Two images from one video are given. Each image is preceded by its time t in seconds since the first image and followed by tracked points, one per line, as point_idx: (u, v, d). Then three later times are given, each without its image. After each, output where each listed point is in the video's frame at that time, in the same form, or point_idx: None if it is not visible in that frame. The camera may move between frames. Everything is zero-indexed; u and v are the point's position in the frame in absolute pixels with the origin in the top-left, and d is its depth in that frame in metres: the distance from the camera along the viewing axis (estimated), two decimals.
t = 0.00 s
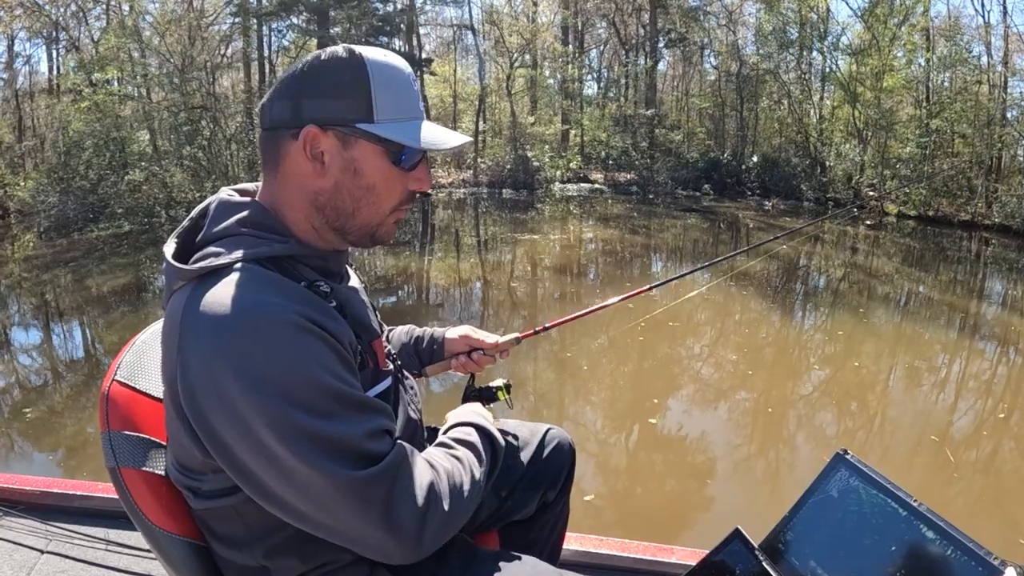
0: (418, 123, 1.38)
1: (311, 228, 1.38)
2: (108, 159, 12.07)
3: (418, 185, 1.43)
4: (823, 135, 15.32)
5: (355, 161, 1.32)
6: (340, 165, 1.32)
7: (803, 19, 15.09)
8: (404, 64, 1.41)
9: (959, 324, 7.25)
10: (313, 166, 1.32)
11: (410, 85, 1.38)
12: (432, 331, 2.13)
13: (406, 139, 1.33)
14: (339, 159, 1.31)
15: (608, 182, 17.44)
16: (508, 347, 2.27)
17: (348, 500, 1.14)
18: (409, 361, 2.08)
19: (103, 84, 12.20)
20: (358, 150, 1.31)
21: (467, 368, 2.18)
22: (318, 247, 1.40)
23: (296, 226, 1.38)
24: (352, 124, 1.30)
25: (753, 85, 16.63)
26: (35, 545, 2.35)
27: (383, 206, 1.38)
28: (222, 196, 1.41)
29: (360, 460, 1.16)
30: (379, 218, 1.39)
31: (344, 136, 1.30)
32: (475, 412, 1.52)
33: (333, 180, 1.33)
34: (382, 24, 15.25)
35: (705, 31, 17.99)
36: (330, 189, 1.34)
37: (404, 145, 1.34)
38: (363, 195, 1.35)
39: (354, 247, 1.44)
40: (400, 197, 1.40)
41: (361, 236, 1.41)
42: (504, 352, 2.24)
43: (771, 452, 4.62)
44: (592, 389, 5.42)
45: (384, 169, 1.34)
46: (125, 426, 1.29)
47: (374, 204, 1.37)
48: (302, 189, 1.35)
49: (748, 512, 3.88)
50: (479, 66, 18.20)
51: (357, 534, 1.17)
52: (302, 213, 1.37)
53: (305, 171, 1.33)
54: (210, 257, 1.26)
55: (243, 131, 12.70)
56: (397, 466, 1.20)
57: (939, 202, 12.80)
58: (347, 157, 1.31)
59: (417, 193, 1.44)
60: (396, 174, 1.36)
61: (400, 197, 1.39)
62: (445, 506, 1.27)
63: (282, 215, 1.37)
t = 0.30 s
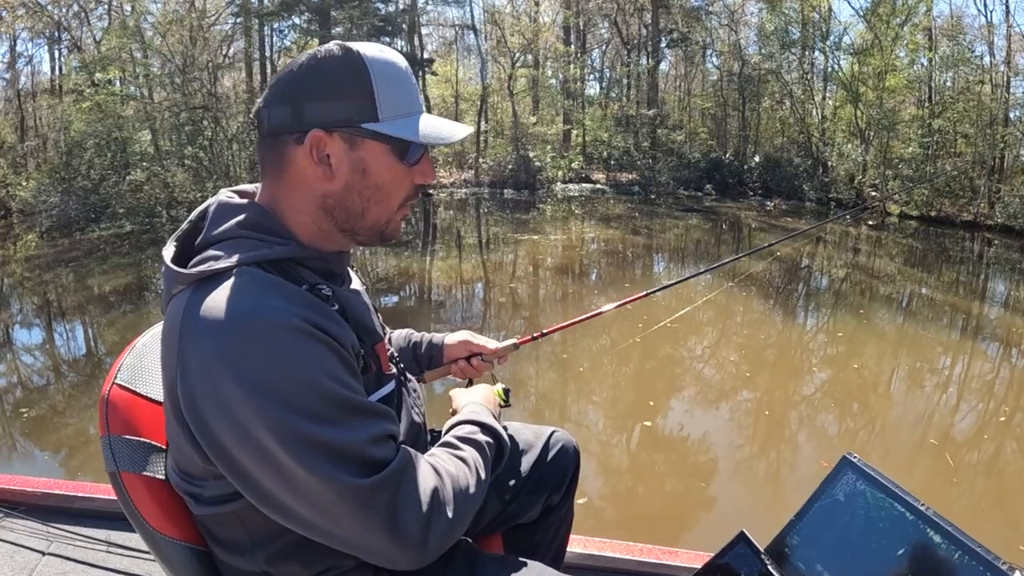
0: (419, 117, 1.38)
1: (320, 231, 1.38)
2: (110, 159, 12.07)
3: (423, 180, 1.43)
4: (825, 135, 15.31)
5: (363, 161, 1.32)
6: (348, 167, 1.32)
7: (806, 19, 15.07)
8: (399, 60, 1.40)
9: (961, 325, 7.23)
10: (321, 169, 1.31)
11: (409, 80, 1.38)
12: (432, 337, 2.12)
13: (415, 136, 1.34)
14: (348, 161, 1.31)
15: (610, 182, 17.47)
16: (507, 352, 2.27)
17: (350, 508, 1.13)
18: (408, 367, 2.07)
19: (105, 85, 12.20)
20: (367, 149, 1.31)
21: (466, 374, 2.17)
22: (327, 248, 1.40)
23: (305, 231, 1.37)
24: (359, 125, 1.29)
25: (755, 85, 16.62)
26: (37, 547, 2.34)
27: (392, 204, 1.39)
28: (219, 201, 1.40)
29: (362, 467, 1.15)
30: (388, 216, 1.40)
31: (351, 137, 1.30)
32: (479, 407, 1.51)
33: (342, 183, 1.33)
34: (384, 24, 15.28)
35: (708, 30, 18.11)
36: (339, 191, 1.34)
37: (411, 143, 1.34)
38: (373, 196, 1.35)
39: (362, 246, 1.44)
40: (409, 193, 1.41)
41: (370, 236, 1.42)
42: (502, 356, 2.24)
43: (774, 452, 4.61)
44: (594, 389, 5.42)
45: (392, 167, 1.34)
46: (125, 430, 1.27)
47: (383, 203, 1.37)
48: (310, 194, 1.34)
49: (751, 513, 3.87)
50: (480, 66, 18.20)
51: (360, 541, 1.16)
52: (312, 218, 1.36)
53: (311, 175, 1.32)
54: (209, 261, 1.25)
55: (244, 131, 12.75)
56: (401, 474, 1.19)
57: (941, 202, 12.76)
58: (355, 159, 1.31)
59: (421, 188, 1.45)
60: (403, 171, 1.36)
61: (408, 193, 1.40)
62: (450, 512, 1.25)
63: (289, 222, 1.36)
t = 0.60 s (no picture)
0: (412, 121, 1.35)
1: (302, 226, 1.37)
2: (113, 159, 12.07)
3: (412, 190, 1.39)
4: (828, 135, 15.29)
5: (341, 157, 1.30)
6: (325, 160, 1.30)
7: (809, 19, 15.04)
8: (405, 64, 1.39)
9: (964, 327, 7.20)
10: (301, 160, 1.31)
11: (408, 85, 1.36)
12: (434, 340, 2.12)
13: (393, 137, 1.30)
14: (325, 154, 1.30)
15: (613, 182, 17.49)
16: (508, 349, 2.26)
17: (347, 518, 1.12)
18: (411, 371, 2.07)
19: (107, 85, 12.20)
20: (344, 144, 1.29)
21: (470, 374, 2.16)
22: (308, 247, 1.38)
23: (287, 225, 1.37)
24: (338, 118, 1.28)
25: (758, 85, 16.65)
26: (39, 548, 2.34)
27: (369, 207, 1.35)
28: (220, 199, 1.42)
29: (361, 475, 1.14)
30: (365, 220, 1.36)
31: (331, 131, 1.29)
32: (490, 411, 1.49)
33: (319, 176, 1.32)
34: (386, 24, 15.33)
35: (712, 31, 17.81)
36: (317, 185, 1.33)
37: (392, 145, 1.31)
38: (349, 194, 1.33)
39: (347, 251, 1.42)
40: (390, 200, 1.37)
41: (350, 239, 1.39)
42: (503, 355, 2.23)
43: (776, 453, 4.60)
44: (596, 389, 5.40)
45: (372, 168, 1.32)
46: (126, 434, 1.26)
47: (360, 204, 1.34)
48: (292, 186, 1.34)
49: (753, 514, 3.86)
50: (483, 66, 18.20)
51: (357, 551, 1.15)
52: (292, 211, 1.35)
53: (293, 167, 1.32)
54: (206, 264, 1.25)
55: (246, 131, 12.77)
56: (399, 483, 1.18)
57: (944, 203, 12.73)
58: (332, 152, 1.30)
59: (412, 197, 1.40)
60: (386, 175, 1.33)
61: (390, 199, 1.36)
62: (448, 523, 1.24)
63: (275, 216, 1.36)
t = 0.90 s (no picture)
0: (406, 113, 1.35)
1: (302, 224, 1.36)
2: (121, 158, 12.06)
3: (410, 183, 1.38)
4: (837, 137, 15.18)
5: (337, 151, 1.30)
6: (321, 155, 1.30)
7: (817, 20, 14.98)
8: (400, 57, 1.39)
9: (973, 330, 7.16)
10: (298, 157, 1.31)
11: (403, 78, 1.35)
12: (442, 340, 2.11)
13: (390, 128, 1.29)
14: (321, 149, 1.29)
15: (620, 182, 17.50)
16: (518, 343, 2.25)
17: (294, 548, 1.05)
18: (421, 371, 2.06)
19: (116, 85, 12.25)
20: (339, 138, 1.29)
21: (481, 371, 2.15)
22: (309, 246, 1.37)
23: (286, 224, 1.36)
24: (332, 112, 1.28)
25: (767, 86, 16.55)
26: (45, 547, 2.34)
27: (368, 203, 1.34)
28: (222, 200, 1.42)
29: (313, 510, 1.06)
30: (364, 216, 1.35)
31: (327, 125, 1.28)
32: (504, 479, 1.35)
33: (316, 171, 1.31)
34: (394, 24, 15.39)
35: (719, 30, 17.88)
36: (315, 181, 1.32)
37: (387, 136, 1.30)
38: (347, 190, 1.32)
39: (347, 248, 1.40)
40: (388, 195, 1.36)
41: (349, 235, 1.37)
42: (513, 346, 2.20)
43: (782, 455, 4.57)
44: (603, 390, 5.39)
45: (368, 161, 1.31)
46: (131, 436, 1.25)
47: (357, 198, 1.33)
48: (289, 184, 1.33)
49: (759, 517, 3.84)
50: (491, 66, 18.22)
51: None
52: (291, 208, 1.35)
53: (290, 164, 1.32)
54: (206, 263, 1.25)
55: (254, 130, 12.81)
56: (354, 524, 1.08)
57: (953, 204, 12.63)
58: (328, 147, 1.29)
59: (411, 191, 1.39)
60: (382, 168, 1.32)
61: (388, 193, 1.35)
62: None
63: (275, 216, 1.36)
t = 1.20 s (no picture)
0: (405, 104, 1.35)
1: (303, 223, 1.36)
2: (132, 156, 12.16)
3: (410, 175, 1.38)
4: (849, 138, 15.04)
5: (335, 147, 1.29)
6: (319, 152, 1.30)
7: (829, 20, 14.89)
8: (397, 50, 1.39)
9: (985, 334, 7.10)
10: (296, 154, 1.30)
11: (400, 70, 1.36)
12: (458, 344, 2.09)
13: (388, 121, 1.29)
14: (319, 145, 1.29)
15: (631, 184, 17.48)
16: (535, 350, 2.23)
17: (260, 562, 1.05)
18: (435, 375, 2.05)
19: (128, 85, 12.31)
20: (337, 134, 1.29)
21: (495, 376, 2.14)
22: (310, 245, 1.37)
23: (286, 224, 1.36)
24: (329, 108, 1.28)
25: (778, 86, 16.50)
26: (53, 545, 2.34)
27: (368, 197, 1.34)
28: (220, 200, 1.42)
29: (283, 529, 1.06)
30: (365, 212, 1.35)
31: (324, 122, 1.28)
32: (504, 527, 1.33)
33: (314, 168, 1.31)
34: (405, 24, 15.44)
35: (731, 31, 17.87)
36: (313, 178, 1.32)
37: (385, 130, 1.30)
38: (346, 185, 1.32)
39: (348, 245, 1.41)
40: (389, 189, 1.36)
41: (351, 231, 1.37)
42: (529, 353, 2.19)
43: (792, 459, 4.55)
44: (612, 391, 5.38)
45: (368, 156, 1.31)
46: (137, 439, 1.21)
47: (358, 194, 1.33)
48: (288, 183, 1.33)
49: (767, 521, 3.81)
50: (501, 66, 18.23)
51: None
52: (291, 208, 1.35)
53: (288, 161, 1.31)
54: (201, 262, 1.25)
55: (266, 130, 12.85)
56: (323, 550, 1.08)
57: (966, 207, 12.55)
58: (326, 143, 1.29)
59: (411, 184, 1.40)
60: (382, 162, 1.32)
61: (388, 187, 1.35)
62: None
63: (274, 216, 1.36)
